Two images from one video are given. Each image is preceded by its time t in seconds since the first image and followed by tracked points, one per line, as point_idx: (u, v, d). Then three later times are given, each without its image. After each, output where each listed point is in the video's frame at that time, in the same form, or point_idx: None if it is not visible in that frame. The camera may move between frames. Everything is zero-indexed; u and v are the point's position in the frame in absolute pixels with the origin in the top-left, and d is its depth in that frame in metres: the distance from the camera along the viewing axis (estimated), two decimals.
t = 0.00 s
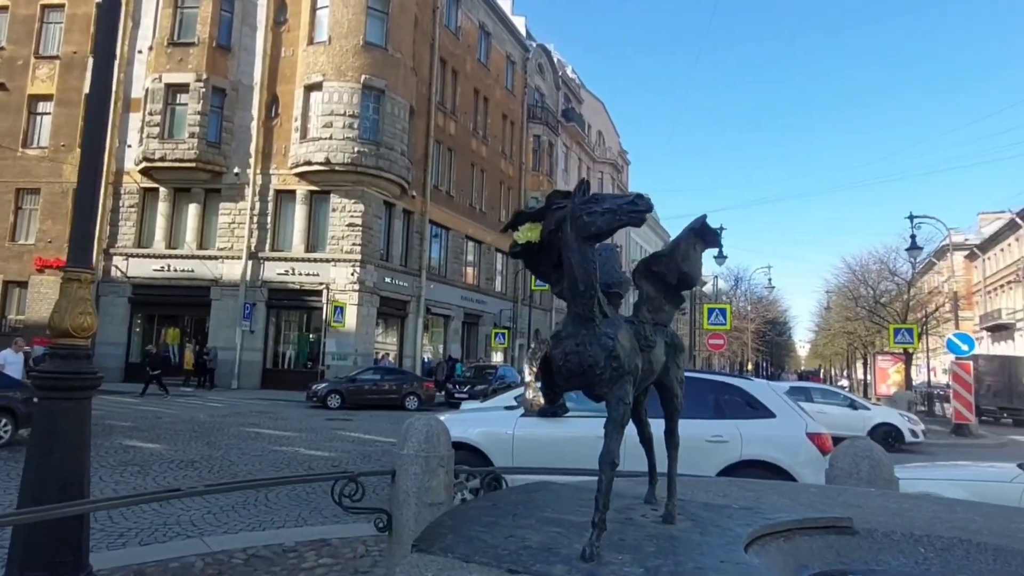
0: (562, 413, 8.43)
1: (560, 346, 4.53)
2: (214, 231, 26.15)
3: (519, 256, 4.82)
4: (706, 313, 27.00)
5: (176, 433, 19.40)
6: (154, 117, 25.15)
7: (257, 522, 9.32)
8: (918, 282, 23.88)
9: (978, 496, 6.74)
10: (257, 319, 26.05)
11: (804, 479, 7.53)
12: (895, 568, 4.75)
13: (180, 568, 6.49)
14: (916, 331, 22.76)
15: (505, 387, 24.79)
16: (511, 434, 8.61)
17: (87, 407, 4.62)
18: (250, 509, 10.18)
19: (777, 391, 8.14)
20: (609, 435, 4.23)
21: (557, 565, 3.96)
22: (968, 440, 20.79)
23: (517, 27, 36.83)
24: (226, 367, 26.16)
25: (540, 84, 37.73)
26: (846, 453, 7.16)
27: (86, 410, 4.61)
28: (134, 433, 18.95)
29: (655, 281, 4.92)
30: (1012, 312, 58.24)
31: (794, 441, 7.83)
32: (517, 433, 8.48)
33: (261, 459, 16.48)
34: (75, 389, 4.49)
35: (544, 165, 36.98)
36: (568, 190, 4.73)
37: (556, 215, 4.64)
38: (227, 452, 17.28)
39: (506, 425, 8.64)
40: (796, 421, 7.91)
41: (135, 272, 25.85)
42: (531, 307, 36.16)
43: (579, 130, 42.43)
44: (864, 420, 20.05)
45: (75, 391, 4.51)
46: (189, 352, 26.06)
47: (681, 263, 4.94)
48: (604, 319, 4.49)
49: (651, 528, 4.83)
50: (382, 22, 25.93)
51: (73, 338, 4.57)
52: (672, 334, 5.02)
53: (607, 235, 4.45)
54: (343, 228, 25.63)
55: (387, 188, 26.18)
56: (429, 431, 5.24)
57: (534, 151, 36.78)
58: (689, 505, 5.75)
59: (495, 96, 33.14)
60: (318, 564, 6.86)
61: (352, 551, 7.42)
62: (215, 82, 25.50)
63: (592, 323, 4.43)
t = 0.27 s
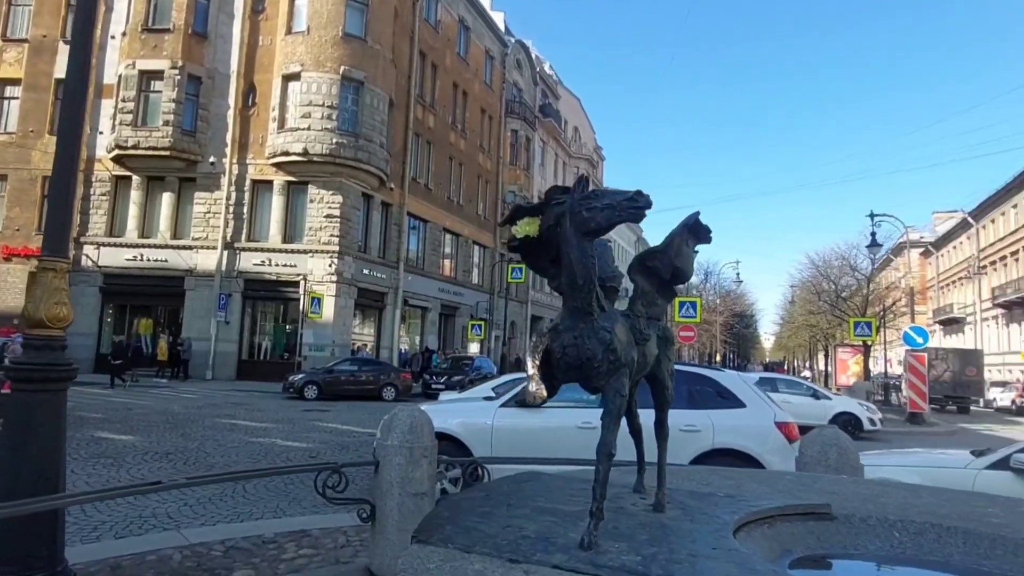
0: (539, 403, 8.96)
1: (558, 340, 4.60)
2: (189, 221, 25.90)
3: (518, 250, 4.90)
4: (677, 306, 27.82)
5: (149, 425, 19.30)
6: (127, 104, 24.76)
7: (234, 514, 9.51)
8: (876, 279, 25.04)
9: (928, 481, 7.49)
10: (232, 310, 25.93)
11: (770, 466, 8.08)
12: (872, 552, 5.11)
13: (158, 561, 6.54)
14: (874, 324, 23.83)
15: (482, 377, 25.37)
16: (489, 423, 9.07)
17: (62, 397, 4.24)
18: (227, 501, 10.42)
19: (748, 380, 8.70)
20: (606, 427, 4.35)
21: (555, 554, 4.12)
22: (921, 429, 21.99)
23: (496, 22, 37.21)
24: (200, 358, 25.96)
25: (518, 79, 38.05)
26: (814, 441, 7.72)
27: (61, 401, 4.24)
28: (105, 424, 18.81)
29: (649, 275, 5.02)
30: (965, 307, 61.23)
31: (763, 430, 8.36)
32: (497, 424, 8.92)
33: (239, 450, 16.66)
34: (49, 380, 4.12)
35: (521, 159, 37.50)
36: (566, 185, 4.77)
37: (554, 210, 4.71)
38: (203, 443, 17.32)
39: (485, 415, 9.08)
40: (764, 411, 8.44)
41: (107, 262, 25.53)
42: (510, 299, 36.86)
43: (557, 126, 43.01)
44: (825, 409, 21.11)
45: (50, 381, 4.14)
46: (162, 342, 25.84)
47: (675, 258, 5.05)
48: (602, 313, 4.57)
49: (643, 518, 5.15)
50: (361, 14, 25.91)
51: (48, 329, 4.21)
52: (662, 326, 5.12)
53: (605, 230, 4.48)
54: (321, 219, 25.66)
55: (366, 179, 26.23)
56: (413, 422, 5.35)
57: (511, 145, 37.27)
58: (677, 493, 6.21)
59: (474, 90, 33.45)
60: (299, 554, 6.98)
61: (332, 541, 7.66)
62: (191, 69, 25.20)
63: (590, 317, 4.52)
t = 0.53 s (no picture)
0: (524, 395, 9.68)
1: (563, 334, 4.80)
2: (165, 211, 25.69)
3: (524, 245, 5.16)
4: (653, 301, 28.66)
5: (122, 419, 19.04)
6: (102, 91, 24.40)
7: (218, 508, 9.88)
8: (842, 272, 26.34)
9: (890, 467, 8.21)
10: (210, 302, 25.76)
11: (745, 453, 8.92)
12: (852, 533, 5.68)
13: (141, 555, 6.76)
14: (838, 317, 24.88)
15: (463, 369, 25.82)
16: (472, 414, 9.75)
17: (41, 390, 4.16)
18: (210, 494, 10.84)
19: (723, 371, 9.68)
20: (609, 418, 4.58)
21: (562, 541, 4.37)
22: (880, 417, 23.32)
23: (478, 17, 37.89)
24: (176, 351, 25.76)
25: (500, 75, 39.26)
26: (788, 429, 8.64)
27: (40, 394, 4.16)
28: (78, 418, 18.67)
29: (649, 272, 5.25)
30: (923, 302, 64.49)
31: (740, 420, 9.23)
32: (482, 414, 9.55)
33: (202, 446, 16.42)
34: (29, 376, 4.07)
35: (502, 154, 38.78)
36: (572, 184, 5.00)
37: (559, 207, 4.94)
38: (181, 437, 17.33)
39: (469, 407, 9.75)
40: (740, 402, 9.30)
41: (79, 252, 25.31)
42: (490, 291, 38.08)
43: (536, 122, 44.53)
44: (792, 398, 22.33)
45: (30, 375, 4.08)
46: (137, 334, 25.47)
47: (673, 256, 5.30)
48: (605, 308, 4.78)
49: (641, 505, 5.60)
50: (343, 6, 25.88)
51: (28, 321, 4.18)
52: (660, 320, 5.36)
53: (610, 228, 4.72)
54: (301, 211, 25.59)
55: (346, 172, 26.28)
56: (403, 413, 5.64)
57: (493, 140, 38.40)
58: (670, 482, 6.81)
59: (456, 85, 34.07)
60: (284, 547, 7.34)
61: (318, 533, 8.11)
62: (169, 57, 25.08)
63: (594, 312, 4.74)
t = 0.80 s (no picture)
0: (503, 384, 10.82)
1: (559, 325, 5.29)
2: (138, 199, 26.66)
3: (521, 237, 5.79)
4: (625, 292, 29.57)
5: (93, 412, 18.83)
6: (72, 76, 25.65)
7: (197, 499, 10.27)
8: (801, 267, 27.55)
9: (847, 450, 9.16)
10: (184, 292, 26.39)
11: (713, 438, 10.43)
12: (823, 512, 6.36)
13: (121, 549, 7.21)
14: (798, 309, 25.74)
15: (440, 359, 26.32)
16: (454, 403, 10.82)
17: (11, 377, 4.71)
18: (187, 486, 11.26)
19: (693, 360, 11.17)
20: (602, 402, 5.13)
21: (558, 525, 4.83)
22: (838, 403, 24.81)
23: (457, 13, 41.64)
24: (149, 341, 26.29)
25: (477, 70, 43.71)
26: (758, 415, 9.72)
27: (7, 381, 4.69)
28: (48, 410, 18.42)
29: (639, 266, 5.78)
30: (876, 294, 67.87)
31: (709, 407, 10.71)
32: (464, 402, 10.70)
33: (179, 436, 16.64)
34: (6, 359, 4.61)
35: (478, 149, 42.93)
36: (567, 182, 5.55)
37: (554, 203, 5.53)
38: (155, 428, 17.36)
39: (451, 396, 10.82)
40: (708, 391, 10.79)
41: (48, 241, 26.06)
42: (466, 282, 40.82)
43: (511, 117, 50.04)
44: (756, 385, 23.68)
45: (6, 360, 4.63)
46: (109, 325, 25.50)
47: (661, 252, 5.84)
48: (598, 301, 5.29)
49: (629, 488, 6.38)
50: None
51: None
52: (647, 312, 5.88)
53: (602, 224, 5.24)
54: (278, 200, 26.40)
55: (325, 162, 27.31)
56: (388, 403, 6.10)
57: (470, 135, 42.65)
58: (655, 466, 7.59)
59: (434, 79, 37.44)
60: (267, 536, 7.85)
61: (300, 521, 8.75)
62: (141, 43, 26.31)
63: (587, 304, 5.25)
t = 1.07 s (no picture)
0: (482, 372, 11.25)
1: (552, 312, 5.61)
2: (109, 187, 27.00)
3: (513, 225, 5.91)
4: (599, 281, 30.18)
5: (65, 402, 18.77)
6: (41, 62, 26.11)
7: (173, 489, 10.45)
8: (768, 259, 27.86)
9: (813, 432, 9.84)
10: (157, 282, 26.53)
11: (685, 422, 11.14)
12: (798, 491, 7.03)
13: (98, 540, 7.40)
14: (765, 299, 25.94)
15: (417, 347, 26.46)
16: (432, 390, 11.20)
17: None
18: (162, 475, 11.44)
19: (667, 348, 11.82)
20: (594, 385, 5.57)
21: (554, 506, 5.39)
22: (801, 388, 25.82)
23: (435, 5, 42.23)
24: (121, 331, 26.37)
25: (454, 61, 44.05)
26: (730, 400, 10.33)
27: None
28: (20, 400, 18.30)
29: (630, 255, 6.27)
30: (838, 284, 70.01)
31: (682, 393, 11.42)
32: (443, 390, 11.10)
33: (163, 424, 16.89)
34: None
35: (455, 140, 43.23)
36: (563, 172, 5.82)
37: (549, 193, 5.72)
38: (131, 419, 17.42)
39: (429, 384, 11.20)
40: (681, 376, 11.54)
41: (17, 229, 26.22)
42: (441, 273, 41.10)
43: (488, 108, 50.29)
44: (724, 371, 24.58)
45: None
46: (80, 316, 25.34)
47: (650, 240, 6.36)
48: (590, 288, 5.68)
49: (617, 470, 6.90)
50: None
51: None
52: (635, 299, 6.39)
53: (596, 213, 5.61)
54: (253, 189, 26.86)
55: (301, 152, 27.86)
56: (371, 392, 6.45)
57: (447, 125, 42.93)
58: (641, 450, 8.14)
59: (411, 69, 37.66)
60: (247, 525, 8.07)
61: (280, 509, 9.03)
62: (112, 29, 26.92)
63: (580, 291, 5.60)
